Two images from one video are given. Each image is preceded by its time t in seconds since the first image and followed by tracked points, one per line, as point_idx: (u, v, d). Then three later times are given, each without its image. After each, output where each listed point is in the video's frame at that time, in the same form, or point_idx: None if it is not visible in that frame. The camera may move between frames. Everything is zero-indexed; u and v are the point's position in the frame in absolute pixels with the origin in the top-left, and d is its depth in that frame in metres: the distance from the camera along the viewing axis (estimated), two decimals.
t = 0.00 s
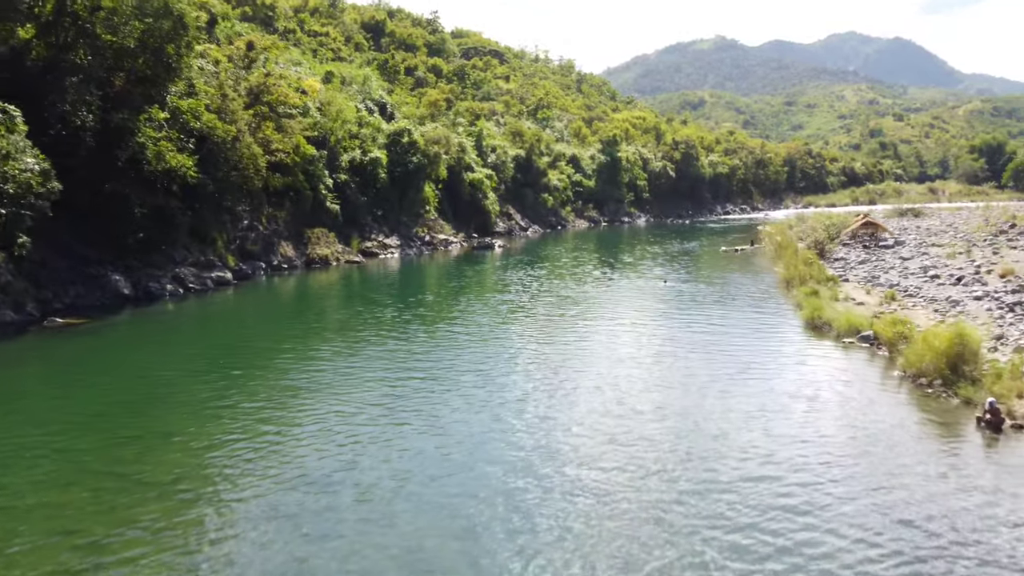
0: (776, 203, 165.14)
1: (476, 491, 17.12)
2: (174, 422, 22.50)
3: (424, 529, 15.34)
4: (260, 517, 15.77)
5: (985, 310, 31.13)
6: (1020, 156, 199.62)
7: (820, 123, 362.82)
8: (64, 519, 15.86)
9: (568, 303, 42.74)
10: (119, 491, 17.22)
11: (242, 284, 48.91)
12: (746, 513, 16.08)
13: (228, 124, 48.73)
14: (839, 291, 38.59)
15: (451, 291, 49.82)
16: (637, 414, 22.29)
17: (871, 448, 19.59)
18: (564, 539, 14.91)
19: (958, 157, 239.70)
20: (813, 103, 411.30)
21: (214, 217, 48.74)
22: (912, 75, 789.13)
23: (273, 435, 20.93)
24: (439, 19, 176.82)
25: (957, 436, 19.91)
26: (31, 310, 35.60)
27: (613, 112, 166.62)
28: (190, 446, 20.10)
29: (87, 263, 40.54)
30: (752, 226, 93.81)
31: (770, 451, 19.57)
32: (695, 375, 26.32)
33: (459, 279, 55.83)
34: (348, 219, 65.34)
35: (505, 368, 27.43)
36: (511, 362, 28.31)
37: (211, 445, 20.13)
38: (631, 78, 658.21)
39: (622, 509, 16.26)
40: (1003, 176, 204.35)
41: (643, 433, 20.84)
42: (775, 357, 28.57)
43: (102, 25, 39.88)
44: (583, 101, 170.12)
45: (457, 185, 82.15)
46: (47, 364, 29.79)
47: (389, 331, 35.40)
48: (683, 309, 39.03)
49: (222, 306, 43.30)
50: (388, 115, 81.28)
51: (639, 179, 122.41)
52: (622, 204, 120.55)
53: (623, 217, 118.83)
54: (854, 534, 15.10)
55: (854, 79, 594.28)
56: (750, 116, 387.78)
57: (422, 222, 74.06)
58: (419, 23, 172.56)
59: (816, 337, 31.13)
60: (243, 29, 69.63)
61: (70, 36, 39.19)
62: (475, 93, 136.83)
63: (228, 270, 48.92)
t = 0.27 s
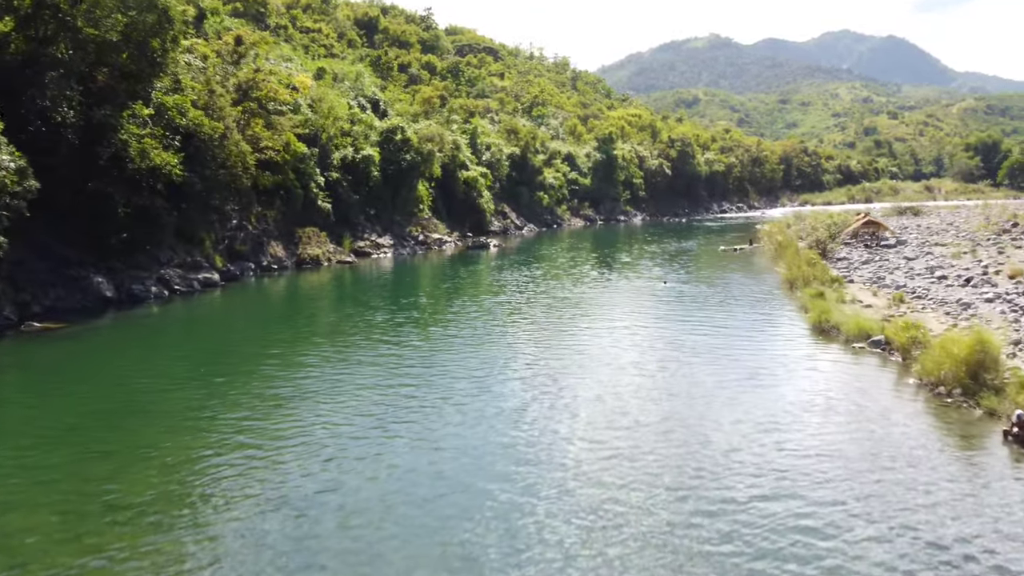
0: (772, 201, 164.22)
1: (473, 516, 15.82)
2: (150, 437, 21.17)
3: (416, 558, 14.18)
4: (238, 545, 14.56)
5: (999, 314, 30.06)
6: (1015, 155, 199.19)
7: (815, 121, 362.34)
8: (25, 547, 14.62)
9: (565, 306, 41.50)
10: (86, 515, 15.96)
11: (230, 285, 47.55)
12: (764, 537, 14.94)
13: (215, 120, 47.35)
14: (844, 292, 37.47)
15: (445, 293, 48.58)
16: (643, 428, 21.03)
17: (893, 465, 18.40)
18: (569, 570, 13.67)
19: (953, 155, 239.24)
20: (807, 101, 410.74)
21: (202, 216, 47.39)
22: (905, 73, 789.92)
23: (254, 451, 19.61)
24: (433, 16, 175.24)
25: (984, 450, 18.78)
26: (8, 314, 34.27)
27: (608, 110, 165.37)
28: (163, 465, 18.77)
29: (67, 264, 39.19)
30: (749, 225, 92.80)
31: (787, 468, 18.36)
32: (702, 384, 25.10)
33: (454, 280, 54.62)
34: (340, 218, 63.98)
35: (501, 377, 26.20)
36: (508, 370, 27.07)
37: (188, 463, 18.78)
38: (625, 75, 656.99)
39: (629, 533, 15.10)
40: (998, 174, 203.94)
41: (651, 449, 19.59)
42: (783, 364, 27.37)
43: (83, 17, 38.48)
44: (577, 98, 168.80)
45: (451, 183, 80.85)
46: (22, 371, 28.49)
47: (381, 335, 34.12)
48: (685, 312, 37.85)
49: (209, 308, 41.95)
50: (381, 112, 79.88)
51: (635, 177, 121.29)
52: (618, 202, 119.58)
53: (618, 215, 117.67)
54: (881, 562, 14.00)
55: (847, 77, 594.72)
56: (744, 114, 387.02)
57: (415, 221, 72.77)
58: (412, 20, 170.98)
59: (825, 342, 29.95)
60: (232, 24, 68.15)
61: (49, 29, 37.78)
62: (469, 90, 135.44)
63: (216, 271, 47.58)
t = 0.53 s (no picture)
0: (768, 200, 163.21)
1: (470, 542, 14.69)
2: (124, 453, 19.97)
3: None
4: None
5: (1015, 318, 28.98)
6: (1012, 154, 198.53)
7: (810, 120, 361.79)
8: None
9: (562, 308, 40.30)
10: (48, 543, 14.77)
11: (218, 288, 46.28)
12: (781, 565, 13.86)
13: (203, 118, 46.02)
14: (851, 294, 36.37)
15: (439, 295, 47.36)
16: (650, 442, 19.92)
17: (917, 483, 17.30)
18: None
19: (949, 154, 238.57)
20: (802, 100, 410.25)
21: (189, 217, 46.09)
22: (900, 72, 790.62)
23: (234, 470, 18.41)
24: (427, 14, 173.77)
25: (1013, 467, 17.68)
26: None
27: (605, 108, 164.21)
28: (136, 486, 17.57)
29: (48, 267, 37.91)
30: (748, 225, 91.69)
31: (804, 486, 17.27)
32: (709, 393, 23.99)
33: (449, 281, 53.42)
34: (332, 218, 62.66)
35: (498, 386, 25.03)
36: (506, 378, 25.89)
37: (162, 484, 17.59)
38: (620, 74, 655.92)
39: (636, 560, 14.01)
40: (994, 173, 203.37)
41: (659, 465, 18.47)
42: (792, 371, 26.27)
43: (63, 10, 37.13)
44: (573, 97, 167.52)
45: (446, 182, 79.57)
46: None
47: (372, 341, 32.87)
48: (687, 314, 36.71)
49: (196, 311, 40.65)
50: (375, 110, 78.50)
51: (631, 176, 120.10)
52: (614, 201, 118.57)
53: (615, 215, 116.50)
54: None
55: (842, 76, 594.75)
56: (740, 113, 386.25)
57: (409, 221, 71.50)
58: (407, 17, 169.53)
59: (835, 348, 28.86)
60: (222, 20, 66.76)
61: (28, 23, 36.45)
62: (464, 88, 134.10)
63: (204, 274, 46.27)
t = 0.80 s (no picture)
0: (765, 200, 162.31)
1: None
2: (96, 474, 18.68)
3: None
4: None
5: None
6: (1008, 153, 198.15)
7: (805, 120, 361.37)
8: None
9: (560, 312, 39.04)
10: None
11: (205, 291, 44.90)
12: None
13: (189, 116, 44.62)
14: (859, 298, 35.22)
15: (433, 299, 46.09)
16: (657, 461, 18.70)
17: (946, 510, 16.10)
18: None
19: (945, 153, 238.12)
20: (796, 100, 410.11)
21: (176, 218, 44.72)
22: (894, 72, 791.62)
23: (210, 495, 17.08)
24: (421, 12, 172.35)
25: None
26: None
27: (600, 108, 163.09)
28: (106, 512, 16.33)
29: (27, 271, 36.53)
30: (746, 226, 90.62)
31: (824, 512, 16.05)
32: (716, 406, 22.77)
33: (443, 284, 52.13)
34: (324, 218, 61.27)
35: (495, 398, 23.76)
36: (502, 389, 24.63)
37: (132, 511, 16.28)
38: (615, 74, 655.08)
39: None
40: (990, 172, 202.90)
41: (667, 487, 17.24)
42: (803, 382, 25.05)
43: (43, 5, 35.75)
44: (569, 96, 166.26)
45: (440, 182, 78.27)
46: None
47: (363, 348, 31.54)
48: (689, 319, 35.50)
49: (182, 316, 39.28)
50: (368, 108, 77.09)
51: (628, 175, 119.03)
52: (610, 201, 117.49)
53: (611, 215, 115.41)
54: None
55: (837, 76, 595.12)
56: (735, 113, 385.67)
57: (402, 221, 70.18)
58: (401, 16, 168.13)
59: (846, 355, 27.67)
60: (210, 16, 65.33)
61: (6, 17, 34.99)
62: (459, 87, 132.86)
63: (190, 277, 44.87)
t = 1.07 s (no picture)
0: (761, 200, 161.38)
1: None
2: (63, 498, 17.43)
3: None
4: None
5: None
6: (1004, 153, 197.62)
7: (800, 120, 360.87)
8: None
9: (558, 316, 37.77)
10: None
11: (191, 295, 43.54)
12: None
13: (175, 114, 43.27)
14: (867, 302, 34.08)
15: (427, 302, 44.81)
16: (664, 482, 17.53)
17: (978, 540, 14.95)
18: None
19: (941, 153, 237.58)
20: (790, 100, 409.77)
21: (162, 220, 43.38)
22: (888, 72, 792.52)
23: (182, 523, 15.80)
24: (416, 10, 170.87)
25: None
26: None
27: (596, 107, 161.90)
28: (69, 543, 15.08)
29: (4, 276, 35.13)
30: (744, 226, 89.52)
31: (846, 542, 14.90)
32: (724, 420, 21.63)
33: (437, 287, 50.84)
34: (315, 219, 59.94)
35: (491, 411, 22.55)
36: (499, 401, 23.41)
37: (98, 542, 15.04)
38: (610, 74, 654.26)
39: None
40: (986, 172, 202.31)
41: (677, 513, 16.09)
42: (814, 392, 23.91)
43: None
44: (564, 95, 164.99)
45: (434, 182, 76.98)
46: None
47: (353, 356, 30.25)
48: (692, 324, 34.31)
49: (167, 321, 37.95)
50: (361, 107, 75.72)
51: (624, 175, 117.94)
52: (607, 201, 116.37)
53: (608, 215, 114.27)
54: None
55: (832, 76, 595.27)
56: (730, 113, 385.08)
57: (396, 222, 68.88)
58: (395, 14, 166.61)
59: (858, 363, 26.54)
60: (199, 12, 63.87)
61: None
62: (453, 86, 131.55)
63: (177, 280, 43.51)
